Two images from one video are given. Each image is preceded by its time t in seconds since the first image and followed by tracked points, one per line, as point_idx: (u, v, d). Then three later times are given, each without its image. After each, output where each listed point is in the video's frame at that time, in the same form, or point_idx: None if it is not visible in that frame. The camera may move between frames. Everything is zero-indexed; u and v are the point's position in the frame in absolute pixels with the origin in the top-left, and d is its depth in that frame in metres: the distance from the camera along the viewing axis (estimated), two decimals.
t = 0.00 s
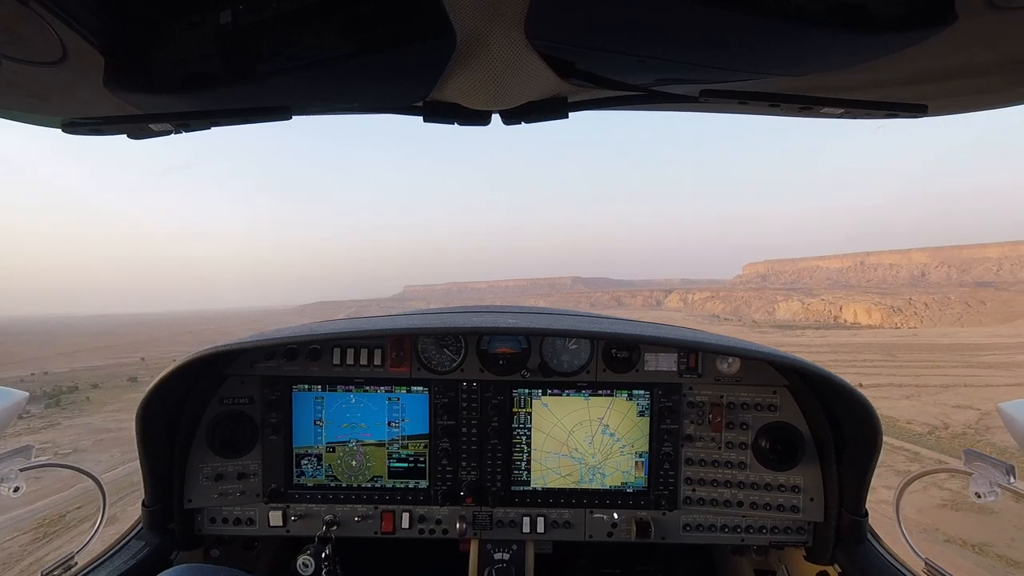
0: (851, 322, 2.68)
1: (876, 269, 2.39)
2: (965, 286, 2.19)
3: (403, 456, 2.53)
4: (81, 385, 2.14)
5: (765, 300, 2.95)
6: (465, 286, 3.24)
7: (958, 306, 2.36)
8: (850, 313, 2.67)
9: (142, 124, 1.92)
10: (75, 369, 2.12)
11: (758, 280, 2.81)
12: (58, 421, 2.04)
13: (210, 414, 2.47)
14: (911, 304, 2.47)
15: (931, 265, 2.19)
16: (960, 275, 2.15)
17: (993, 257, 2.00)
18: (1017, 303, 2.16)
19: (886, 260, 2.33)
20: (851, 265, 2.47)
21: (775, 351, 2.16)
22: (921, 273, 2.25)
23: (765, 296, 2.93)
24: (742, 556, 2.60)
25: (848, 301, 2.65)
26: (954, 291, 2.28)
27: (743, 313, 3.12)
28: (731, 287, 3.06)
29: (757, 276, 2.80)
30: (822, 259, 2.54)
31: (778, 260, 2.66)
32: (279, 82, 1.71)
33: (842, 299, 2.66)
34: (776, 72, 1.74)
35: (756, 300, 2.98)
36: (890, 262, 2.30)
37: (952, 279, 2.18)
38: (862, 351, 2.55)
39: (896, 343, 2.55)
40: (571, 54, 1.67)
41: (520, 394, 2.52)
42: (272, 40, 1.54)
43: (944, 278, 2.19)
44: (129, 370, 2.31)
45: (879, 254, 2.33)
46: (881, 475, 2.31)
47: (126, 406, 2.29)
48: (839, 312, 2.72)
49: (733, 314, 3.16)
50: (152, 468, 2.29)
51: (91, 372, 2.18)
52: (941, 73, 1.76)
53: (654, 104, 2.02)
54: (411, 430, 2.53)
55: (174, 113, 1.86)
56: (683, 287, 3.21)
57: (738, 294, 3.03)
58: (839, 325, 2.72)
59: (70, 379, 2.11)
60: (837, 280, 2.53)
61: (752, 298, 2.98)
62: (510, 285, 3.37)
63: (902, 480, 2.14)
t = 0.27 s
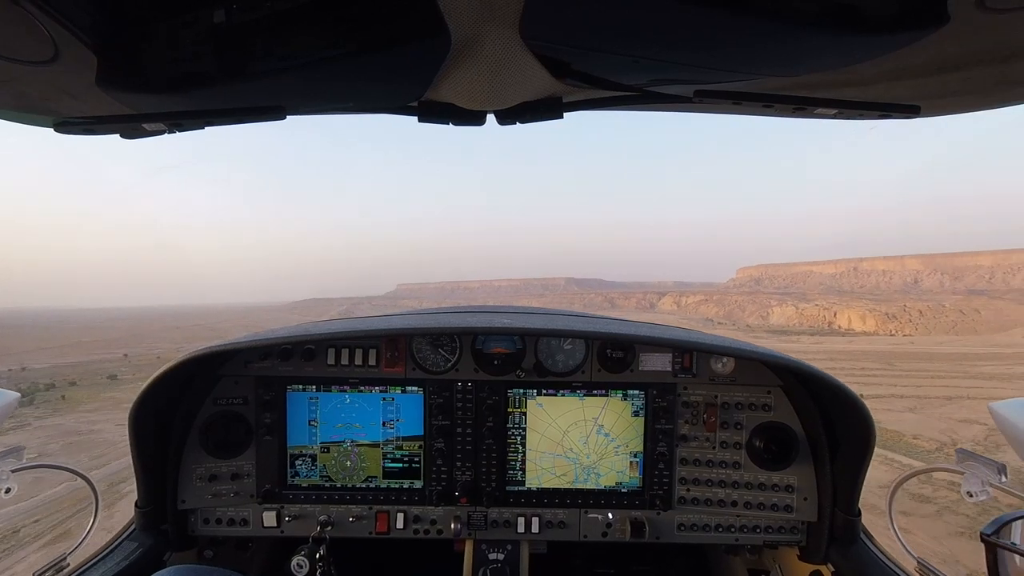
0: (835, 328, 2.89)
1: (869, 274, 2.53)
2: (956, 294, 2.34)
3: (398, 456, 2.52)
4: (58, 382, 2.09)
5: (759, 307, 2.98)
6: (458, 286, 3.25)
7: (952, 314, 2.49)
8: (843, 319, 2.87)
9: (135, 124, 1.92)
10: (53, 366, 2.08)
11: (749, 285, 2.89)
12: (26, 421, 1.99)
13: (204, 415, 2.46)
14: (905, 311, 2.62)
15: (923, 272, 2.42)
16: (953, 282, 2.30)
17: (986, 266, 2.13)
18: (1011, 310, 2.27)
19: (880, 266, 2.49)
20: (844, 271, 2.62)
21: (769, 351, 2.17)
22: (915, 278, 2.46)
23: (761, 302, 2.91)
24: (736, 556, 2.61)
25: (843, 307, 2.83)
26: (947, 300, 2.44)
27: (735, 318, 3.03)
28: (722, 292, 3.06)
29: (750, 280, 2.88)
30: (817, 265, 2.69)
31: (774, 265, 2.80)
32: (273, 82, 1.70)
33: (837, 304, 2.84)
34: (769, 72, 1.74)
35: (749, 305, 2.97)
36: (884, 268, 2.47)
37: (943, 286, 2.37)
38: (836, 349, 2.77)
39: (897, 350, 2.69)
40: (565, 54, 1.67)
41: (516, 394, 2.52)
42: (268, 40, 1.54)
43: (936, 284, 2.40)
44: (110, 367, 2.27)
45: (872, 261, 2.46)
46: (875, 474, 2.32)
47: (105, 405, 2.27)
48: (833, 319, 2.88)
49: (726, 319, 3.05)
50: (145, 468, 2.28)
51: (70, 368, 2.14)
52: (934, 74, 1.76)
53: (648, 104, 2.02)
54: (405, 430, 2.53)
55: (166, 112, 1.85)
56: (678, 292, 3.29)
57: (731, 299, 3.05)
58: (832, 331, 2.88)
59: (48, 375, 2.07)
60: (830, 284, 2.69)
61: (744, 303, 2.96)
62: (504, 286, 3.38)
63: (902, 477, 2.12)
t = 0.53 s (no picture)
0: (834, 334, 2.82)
1: (865, 278, 2.49)
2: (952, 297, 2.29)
3: (392, 456, 2.52)
4: (37, 383, 2.06)
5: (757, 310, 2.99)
6: (453, 286, 3.26)
7: (951, 319, 2.49)
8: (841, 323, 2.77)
9: (127, 122, 1.91)
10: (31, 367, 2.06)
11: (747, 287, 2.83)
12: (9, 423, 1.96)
13: (197, 415, 2.46)
14: (903, 316, 2.58)
15: (919, 276, 2.33)
16: (948, 287, 2.26)
17: (981, 269, 2.10)
18: (1009, 317, 2.30)
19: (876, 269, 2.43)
20: (840, 273, 2.58)
21: (762, 351, 2.18)
22: (910, 283, 2.38)
23: (758, 305, 2.98)
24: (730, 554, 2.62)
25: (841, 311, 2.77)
26: (945, 304, 2.42)
27: (731, 321, 3.09)
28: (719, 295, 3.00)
29: (746, 283, 2.84)
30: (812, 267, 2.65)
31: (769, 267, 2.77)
32: (267, 81, 1.70)
33: (835, 308, 2.77)
34: (762, 72, 1.75)
35: (746, 307, 3.00)
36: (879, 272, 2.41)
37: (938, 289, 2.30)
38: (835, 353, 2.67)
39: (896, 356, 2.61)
40: (559, 54, 1.67)
41: (510, 394, 2.52)
42: (262, 39, 1.54)
43: (931, 288, 2.32)
44: (90, 369, 2.25)
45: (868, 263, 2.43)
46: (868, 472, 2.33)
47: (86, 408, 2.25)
48: (830, 322, 2.82)
49: (723, 322, 3.10)
50: (138, 468, 2.28)
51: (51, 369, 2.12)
52: (926, 74, 1.77)
53: (642, 104, 2.02)
54: (400, 429, 2.53)
55: (159, 111, 1.84)
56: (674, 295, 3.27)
57: (727, 301, 3.03)
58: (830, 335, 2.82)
59: (25, 377, 2.03)
60: (827, 287, 2.69)
61: (742, 305, 2.97)
62: (500, 286, 3.38)
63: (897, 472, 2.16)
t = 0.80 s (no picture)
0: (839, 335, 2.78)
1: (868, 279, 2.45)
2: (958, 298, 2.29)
3: (390, 457, 2.52)
4: (31, 384, 2.07)
5: (760, 312, 3.04)
6: (452, 286, 3.26)
7: (958, 321, 2.53)
8: (845, 324, 2.74)
9: (125, 122, 1.90)
10: (21, 368, 2.03)
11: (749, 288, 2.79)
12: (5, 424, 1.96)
13: (194, 415, 2.45)
14: (909, 317, 2.60)
15: (923, 276, 2.29)
16: (953, 287, 2.25)
17: (986, 270, 2.09)
18: (1017, 317, 2.34)
19: (879, 270, 2.40)
20: (842, 274, 2.54)
21: (760, 351, 2.18)
22: (914, 283, 2.34)
23: (760, 305, 2.93)
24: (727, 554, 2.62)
25: (844, 312, 2.73)
26: (950, 304, 2.42)
27: (733, 321, 3.10)
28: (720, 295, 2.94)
29: (748, 283, 2.79)
30: (814, 268, 2.60)
31: (771, 268, 2.76)
32: (265, 81, 1.70)
33: (839, 309, 2.73)
34: (759, 73, 1.75)
35: (749, 308, 2.98)
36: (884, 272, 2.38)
37: (944, 290, 2.27)
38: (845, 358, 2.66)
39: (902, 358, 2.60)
40: (557, 54, 1.67)
41: (508, 395, 2.52)
42: (260, 39, 1.54)
43: (936, 289, 2.28)
44: (80, 372, 2.23)
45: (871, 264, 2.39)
46: (865, 472, 2.34)
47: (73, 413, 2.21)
48: (834, 323, 2.78)
49: (724, 322, 3.10)
50: (135, 469, 2.27)
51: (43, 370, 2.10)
52: (922, 76, 1.78)
53: (640, 104, 2.02)
54: (398, 431, 2.53)
55: (156, 111, 1.84)
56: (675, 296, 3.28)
57: (729, 301, 3.02)
58: (833, 337, 2.76)
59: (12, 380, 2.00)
60: (829, 288, 2.61)
61: (743, 307, 2.99)
62: (499, 287, 3.39)
63: (890, 476, 2.14)
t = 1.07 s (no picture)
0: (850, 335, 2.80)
1: (875, 277, 2.52)
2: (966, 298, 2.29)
3: (389, 456, 2.52)
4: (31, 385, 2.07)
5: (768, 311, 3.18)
6: (454, 285, 3.27)
7: (969, 320, 2.43)
8: (855, 324, 2.75)
9: (125, 121, 1.91)
10: (18, 369, 1.98)
11: (754, 287, 2.84)
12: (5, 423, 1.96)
13: (193, 415, 2.45)
14: (920, 317, 2.58)
15: (931, 275, 2.31)
16: (962, 285, 2.26)
17: (997, 268, 2.08)
18: None
19: (886, 268, 2.41)
20: (851, 272, 2.64)
21: (759, 350, 2.18)
22: (922, 282, 2.36)
23: (766, 304, 2.98)
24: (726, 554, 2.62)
25: (854, 311, 2.74)
26: (961, 304, 2.37)
27: (739, 321, 3.11)
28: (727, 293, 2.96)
29: (754, 282, 2.87)
30: (822, 266, 2.74)
31: (776, 267, 2.79)
32: (264, 81, 1.70)
33: (847, 308, 2.75)
34: (759, 73, 1.75)
35: (754, 308, 3.02)
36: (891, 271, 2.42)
37: (953, 289, 2.30)
38: (850, 358, 2.75)
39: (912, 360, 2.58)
40: (556, 54, 1.67)
41: (507, 394, 2.52)
42: (259, 39, 1.54)
43: (945, 288, 2.31)
44: (76, 373, 2.18)
45: (880, 263, 2.40)
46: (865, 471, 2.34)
47: (67, 417, 2.12)
48: (843, 324, 2.79)
49: (731, 322, 3.09)
50: (134, 468, 2.27)
51: (42, 371, 2.06)
52: (922, 75, 1.78)
53: (640, 104, 2.02)
54: (397, 431, 2.53)
55: (155, 111, 1.84)
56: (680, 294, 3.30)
57: (735, 300, 3.01)
58: (842, 336, 2.80)
59: (8, 381, 1.96)
60: (836, 287, 2.77)
61: (749, 307, 3.02)
62: (502, 286, 3.40)
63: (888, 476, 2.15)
